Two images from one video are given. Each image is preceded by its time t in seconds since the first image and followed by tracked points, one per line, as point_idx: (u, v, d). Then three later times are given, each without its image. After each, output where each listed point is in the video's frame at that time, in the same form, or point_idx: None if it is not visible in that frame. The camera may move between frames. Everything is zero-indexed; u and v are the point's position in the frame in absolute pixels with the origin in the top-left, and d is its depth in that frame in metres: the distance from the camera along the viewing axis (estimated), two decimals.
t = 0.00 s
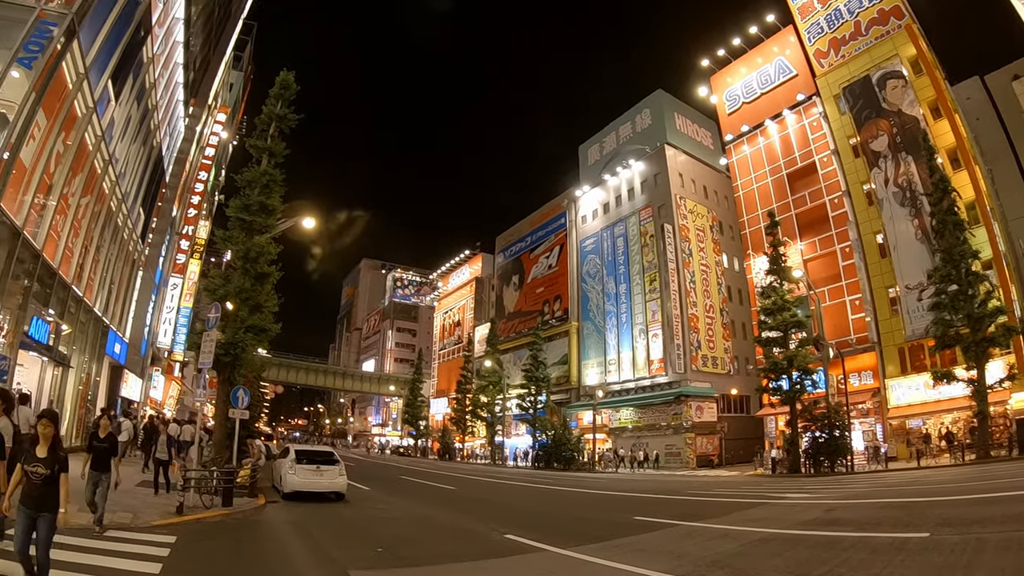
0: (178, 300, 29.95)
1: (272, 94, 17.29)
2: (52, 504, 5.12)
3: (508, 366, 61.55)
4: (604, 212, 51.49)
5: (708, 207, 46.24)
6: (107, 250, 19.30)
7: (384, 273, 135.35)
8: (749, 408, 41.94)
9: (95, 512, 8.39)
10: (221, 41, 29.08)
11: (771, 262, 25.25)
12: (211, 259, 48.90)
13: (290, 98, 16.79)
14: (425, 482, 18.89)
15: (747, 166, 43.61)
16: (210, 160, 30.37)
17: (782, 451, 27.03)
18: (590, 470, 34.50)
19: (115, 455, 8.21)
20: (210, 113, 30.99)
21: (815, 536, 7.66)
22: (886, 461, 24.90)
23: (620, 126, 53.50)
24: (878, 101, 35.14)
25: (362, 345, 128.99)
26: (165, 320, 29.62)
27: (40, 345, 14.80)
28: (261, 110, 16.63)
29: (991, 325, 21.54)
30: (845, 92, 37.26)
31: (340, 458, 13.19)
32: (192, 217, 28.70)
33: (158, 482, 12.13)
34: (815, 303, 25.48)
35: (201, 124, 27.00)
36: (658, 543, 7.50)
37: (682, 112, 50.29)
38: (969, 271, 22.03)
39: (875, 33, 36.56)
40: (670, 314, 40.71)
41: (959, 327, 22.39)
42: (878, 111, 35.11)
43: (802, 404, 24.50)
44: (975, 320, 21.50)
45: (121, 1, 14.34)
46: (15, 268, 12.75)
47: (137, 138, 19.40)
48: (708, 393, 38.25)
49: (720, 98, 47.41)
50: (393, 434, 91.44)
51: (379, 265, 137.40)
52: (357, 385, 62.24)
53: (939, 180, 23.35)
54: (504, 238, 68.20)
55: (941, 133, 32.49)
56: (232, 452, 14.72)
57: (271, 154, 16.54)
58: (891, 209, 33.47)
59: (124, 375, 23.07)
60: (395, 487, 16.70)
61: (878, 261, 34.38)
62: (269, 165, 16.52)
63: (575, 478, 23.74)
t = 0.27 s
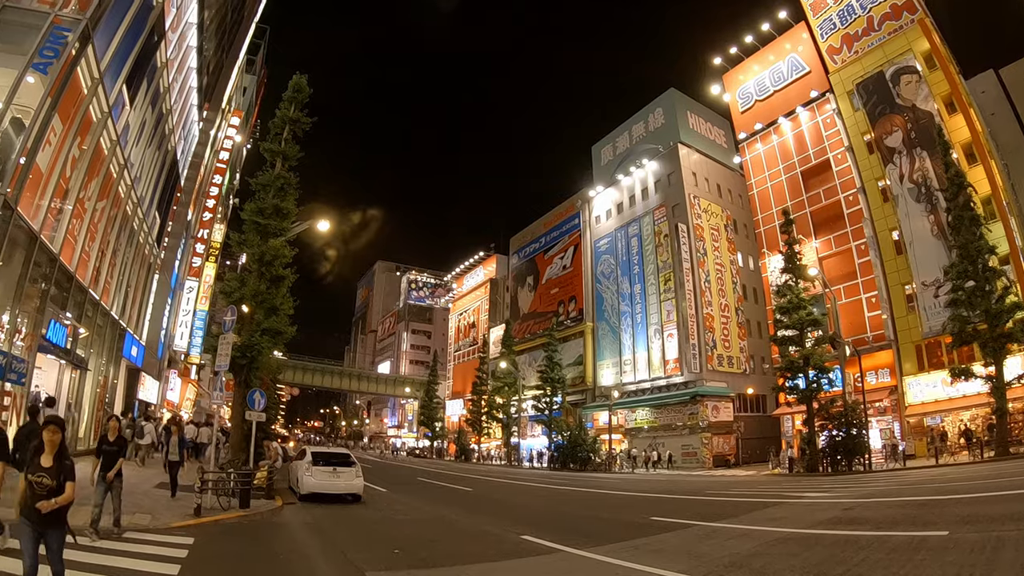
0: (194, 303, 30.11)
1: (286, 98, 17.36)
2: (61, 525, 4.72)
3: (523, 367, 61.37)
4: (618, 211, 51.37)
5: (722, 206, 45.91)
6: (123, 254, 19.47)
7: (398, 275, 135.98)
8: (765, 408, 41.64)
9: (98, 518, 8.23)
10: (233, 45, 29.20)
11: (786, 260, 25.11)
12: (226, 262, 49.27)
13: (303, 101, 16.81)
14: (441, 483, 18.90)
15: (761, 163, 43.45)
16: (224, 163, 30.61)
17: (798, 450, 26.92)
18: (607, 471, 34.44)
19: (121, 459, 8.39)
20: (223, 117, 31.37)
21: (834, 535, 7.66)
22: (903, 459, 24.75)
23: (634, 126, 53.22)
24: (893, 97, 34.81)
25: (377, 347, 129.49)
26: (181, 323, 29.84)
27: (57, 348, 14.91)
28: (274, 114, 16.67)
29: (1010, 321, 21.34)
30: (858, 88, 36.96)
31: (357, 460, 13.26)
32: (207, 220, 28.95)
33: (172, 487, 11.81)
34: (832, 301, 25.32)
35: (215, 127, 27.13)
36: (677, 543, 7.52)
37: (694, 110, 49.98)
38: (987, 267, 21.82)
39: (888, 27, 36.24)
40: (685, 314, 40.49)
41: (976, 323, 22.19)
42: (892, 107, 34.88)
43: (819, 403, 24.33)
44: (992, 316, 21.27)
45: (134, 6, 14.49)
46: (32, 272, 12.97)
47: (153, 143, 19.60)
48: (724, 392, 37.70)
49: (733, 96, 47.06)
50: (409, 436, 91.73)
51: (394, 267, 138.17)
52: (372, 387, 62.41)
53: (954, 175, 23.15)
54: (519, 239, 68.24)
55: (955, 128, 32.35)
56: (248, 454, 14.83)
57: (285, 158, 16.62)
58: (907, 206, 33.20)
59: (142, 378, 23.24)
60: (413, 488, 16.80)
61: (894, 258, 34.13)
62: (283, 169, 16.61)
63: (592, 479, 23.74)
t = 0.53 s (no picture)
0: (208, 305, 30.52)
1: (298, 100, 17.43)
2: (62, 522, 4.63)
3: (536, 367, 61.27)
4: (631, 210, 51.20)
5: (734, 204, 45.72)
6: (137, 257, 19.62)
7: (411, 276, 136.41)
8: (780, 407, 41.39)
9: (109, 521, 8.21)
10: (244, 49, 29.37)
11: (800, 258, 25.07)
12: (240, 264, 49.56)
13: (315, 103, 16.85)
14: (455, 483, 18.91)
15: (774, 161, 43.24)
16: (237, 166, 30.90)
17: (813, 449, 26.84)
18: (621, 471, 34.39)
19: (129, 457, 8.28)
20: (235, 120, 31.99)
21: (849, 535, 7.63)
22: (919, 458, 24.60)
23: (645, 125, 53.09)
24: (905, 93, 34.56)
25: (390, 348, 129.98)
26: (195, 326, 30.10)
27: (73, 350, 15.04)
28: (287, 116, 16.74)
29: None
30: (871, 84, 36.74)
31: (371, 461, 13.32)
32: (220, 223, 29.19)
33: (182, 489, 11.52)
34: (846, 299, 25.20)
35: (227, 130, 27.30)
36: (691, 543, 7.52)
37: (706, 108, 49.67)
38: (1002, 263, 21.63)
39: (899, 22, 35.98)
40: (699, 312, 40.35)
41: (991, 319, 22.01)
42: (904, 103, 34.64)
43: (834, 401, 24.22)
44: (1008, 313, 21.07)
45: (145, 10, 14.60)
46: (48, 275, 13.14)
47: (166, 146, 19.75)
48: (738, 391, 37.55)
49: (744, 93, 46.80)
50: (422, 436, 92.01)
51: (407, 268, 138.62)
52: (386, 388, 62.55)
53: (968, 170, 22.98)
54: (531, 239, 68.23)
55: (968, 123, 32.13)
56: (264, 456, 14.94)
57: (298, 159, 16.70)
58: (921, 202, 32.98)
59: (156, 380, 23.41)
60: (426, 489, 16.85)
61: (908, 255, 33.89)
62: (295, 170, 16.69)
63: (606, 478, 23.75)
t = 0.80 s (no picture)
0: (225, 305, 31.03)
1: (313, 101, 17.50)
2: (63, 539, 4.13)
3: (552, 366, 61.31)
4: (646, 208, 50.94)
5: (750, 200, 45.48)
6: (155, 258, 19.84)
7: (427, 276, 136.77)
8: (797, 405, 41.11)
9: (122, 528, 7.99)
10: (258, 51, 29.62)
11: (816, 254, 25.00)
12: (256, 265, 49.87)
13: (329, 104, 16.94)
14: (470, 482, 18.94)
15: (789, 156, 43.21)
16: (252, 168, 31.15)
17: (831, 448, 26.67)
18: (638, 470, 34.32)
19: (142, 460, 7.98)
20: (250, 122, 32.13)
21: (868, 534, 7.59)
22: (937, 456, 24.42)
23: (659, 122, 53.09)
24: (919, 85, 34.31)
25: (406, 348, 130.39)
26: (213, 327, 30.66)
27: (92, 352, 15.20)
28: (302, 117, 16.85)
29: None
30: (885, 78, 36.51)
31: (388, 460, 13.38)
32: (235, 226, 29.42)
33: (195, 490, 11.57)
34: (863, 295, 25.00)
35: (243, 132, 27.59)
36: (708, 542, 7.50)
37: (721, 105, 49.62)
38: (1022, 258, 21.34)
39: (914, 15, 35.62)
40: (715, 310, 40.19)
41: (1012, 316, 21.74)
42: (920, 96, 34.28)
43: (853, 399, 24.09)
44: None
45: (159, 15, 14.77)
46: (66, 278, 13.30)
47: (182, 149, 19.92)
48: (755, 389, 37.41)
49: (759, 89, 46.77)
50: (438, 435, 92.30)
51: (423, 268, 138.99)
52: (402, 388, 62.70)
53: (986, 164, 22.78)
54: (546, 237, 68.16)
55: (984, 116, 31.89)
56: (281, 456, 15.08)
57: (314, 160, 16.81)
58: (937, 196, 32.71)
59: (174, 381, 23.64)
60: (443, 488, 16.94)
61: (925, 251, 33.50)
62: (311, 172, 16.80)
63: (623, 477, 23.73)
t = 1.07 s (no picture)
0: (240, 306, 31.35)
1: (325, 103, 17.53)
2: (66, 548, 3.79)
3: (568, 364, 61.43)
4: (659, 204, 50.88)
5: (764, 196, 45.31)
6: (169, 261, 19.98)
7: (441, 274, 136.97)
8: (813, 402, 40.92)
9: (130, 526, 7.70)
10: (269, 53, 29.83)
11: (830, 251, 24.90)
12: (271, 266, 50.20)
13: (341, 105, 17.02)
14: (486, 481, 18.98)
15: (802, 152, 43.23)
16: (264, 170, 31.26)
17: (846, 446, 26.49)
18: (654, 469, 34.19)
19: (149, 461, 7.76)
20: (263, 125, 32.32)
21: (885, 532, 7.56)
22: (954, 454, 24.29)
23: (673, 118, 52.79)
24: (933, 78, 34.22)
25: (420, 347, 130.94)
26: (228, 327, 31.11)
27: (107, 354, 15.36)
28: (313, 119, 16.93)
29: None
30: (898, 72, 36.32)
31: (403, 459, 13.40)
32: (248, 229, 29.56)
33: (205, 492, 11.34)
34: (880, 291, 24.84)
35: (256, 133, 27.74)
36: (723, 540, 7.49)
37: (733, 100, 49.35)
38: None
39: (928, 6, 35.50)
40: (729, 307, 40.08)
41: None
42: (933, 89, 34.16)
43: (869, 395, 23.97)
44: None
45: (170, 19, 14.91)
46: (81, 281, 13.42)
47: (195, 151, 20.04)
48: (770, 387, 37.36)
49: (771, 84, 46.77)
50: (453, 434, 92.61)
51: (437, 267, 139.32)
52: (418, 387, 62.67)
53: (1000, 159, 22.65)
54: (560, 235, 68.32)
55: (999, 110, 31.51)
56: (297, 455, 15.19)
57: (326, 161, 16.84)
58: (953, 190, 32.59)
59: (189, 382, 23.79)
60: (459, 486, 17.02)
61: (941, 246, 33.31)
62: (324, 173, 16.88)
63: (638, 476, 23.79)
